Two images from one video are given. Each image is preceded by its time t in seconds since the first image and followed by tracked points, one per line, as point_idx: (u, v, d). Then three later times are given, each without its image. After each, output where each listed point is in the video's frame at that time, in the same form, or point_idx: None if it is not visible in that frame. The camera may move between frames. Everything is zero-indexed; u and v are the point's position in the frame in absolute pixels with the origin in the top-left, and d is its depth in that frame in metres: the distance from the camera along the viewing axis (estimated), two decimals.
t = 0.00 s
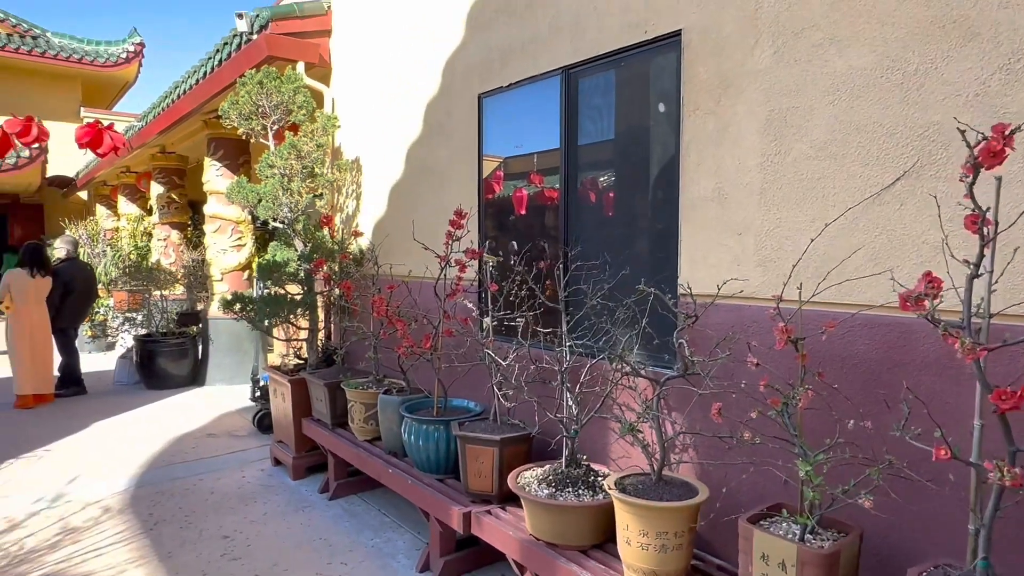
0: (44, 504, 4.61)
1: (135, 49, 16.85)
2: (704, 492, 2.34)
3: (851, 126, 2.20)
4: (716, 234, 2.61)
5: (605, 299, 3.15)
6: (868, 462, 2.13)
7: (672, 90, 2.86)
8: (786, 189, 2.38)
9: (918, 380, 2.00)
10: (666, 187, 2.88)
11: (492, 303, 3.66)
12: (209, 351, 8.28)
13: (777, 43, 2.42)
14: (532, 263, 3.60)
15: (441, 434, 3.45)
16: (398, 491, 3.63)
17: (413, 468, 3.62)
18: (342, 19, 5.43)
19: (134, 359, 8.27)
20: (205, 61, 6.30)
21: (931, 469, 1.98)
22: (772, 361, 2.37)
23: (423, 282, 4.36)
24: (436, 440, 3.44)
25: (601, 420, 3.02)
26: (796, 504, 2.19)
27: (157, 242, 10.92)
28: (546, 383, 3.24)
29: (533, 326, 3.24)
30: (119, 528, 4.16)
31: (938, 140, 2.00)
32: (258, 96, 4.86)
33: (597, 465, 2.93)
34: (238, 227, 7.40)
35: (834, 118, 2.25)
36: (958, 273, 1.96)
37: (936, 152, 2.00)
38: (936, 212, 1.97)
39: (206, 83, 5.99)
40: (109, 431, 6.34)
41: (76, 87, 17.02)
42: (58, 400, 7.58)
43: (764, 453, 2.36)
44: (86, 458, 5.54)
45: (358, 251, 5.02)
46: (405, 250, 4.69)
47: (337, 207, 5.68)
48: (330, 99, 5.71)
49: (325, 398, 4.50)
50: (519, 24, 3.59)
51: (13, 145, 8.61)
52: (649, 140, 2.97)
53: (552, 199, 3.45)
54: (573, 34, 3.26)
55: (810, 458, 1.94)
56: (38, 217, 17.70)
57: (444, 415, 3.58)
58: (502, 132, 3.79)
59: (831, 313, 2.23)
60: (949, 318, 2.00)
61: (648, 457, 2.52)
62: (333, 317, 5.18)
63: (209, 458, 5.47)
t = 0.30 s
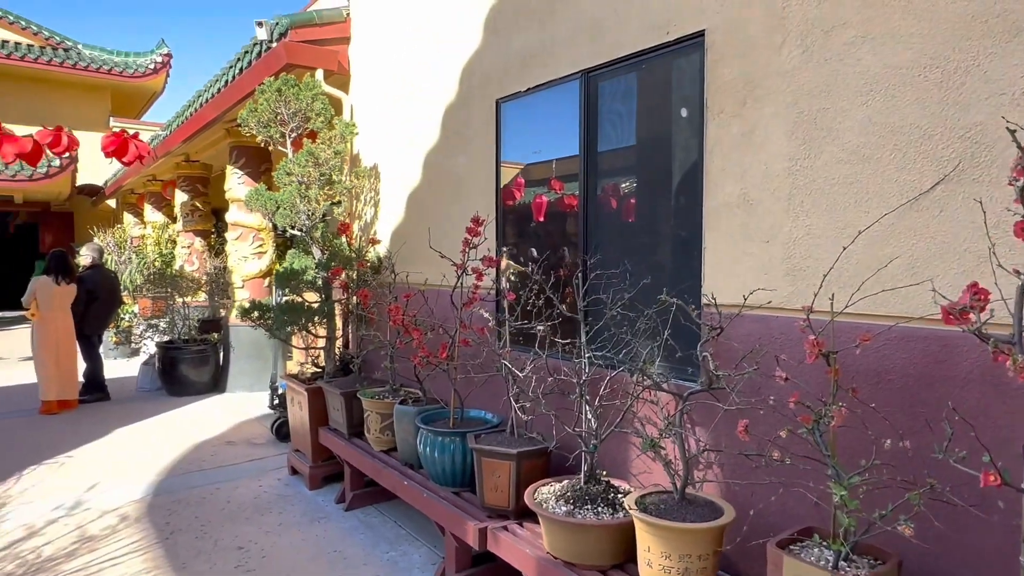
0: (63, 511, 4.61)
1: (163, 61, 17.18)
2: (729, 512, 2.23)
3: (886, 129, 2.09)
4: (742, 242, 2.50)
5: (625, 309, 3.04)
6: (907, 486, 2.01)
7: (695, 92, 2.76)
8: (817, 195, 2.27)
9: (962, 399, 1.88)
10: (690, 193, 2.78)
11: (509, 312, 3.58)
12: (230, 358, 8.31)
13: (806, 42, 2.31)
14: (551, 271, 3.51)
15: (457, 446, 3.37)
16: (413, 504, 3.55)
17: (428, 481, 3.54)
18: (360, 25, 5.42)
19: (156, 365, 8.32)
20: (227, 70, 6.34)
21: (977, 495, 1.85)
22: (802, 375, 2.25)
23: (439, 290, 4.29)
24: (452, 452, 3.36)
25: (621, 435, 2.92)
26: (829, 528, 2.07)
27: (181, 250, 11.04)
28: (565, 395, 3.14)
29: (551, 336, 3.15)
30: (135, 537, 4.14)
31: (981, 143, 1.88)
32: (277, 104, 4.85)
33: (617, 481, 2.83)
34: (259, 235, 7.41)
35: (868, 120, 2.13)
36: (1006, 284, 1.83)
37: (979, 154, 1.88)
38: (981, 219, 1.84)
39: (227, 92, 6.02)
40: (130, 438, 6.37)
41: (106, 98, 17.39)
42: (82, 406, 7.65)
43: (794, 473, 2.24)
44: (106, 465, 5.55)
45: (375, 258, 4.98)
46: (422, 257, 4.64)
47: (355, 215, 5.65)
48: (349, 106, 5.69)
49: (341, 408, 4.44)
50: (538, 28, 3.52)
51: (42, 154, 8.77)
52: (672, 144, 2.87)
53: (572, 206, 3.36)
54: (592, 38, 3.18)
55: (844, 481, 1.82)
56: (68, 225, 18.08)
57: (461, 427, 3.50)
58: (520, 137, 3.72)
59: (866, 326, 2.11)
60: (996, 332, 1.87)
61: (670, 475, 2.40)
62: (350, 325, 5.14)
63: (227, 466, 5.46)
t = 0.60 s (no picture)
0: (80, 517, 4.61)
1: (187, 70, 17.45)
2: (754, 529, 2.13)
3: (920, 127, 1.99)
4: (767, 246, 2.41)
5: (645, 316, 2.96)
6: (946, 505, 1.89)
7: (717, 93, 2.67)
8: (846, 198, 2.17)
9: (1005, 413, 1.77)
10: (712, 197, 2.69)
11: (526, 319, 3.51)
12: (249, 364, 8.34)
13: (834, 38, 2.22)
14: (569, 277, 3.43)
15: (472, 455, 3.30)
16: (428, 514, 3.48)
17: (443, 492, 3.47)
18: (378, 31, 5.41)
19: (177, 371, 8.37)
20: (246, 78, 6.38)
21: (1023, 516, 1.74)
22: (830, 386, 2.15)
23: (455, 297, 4.23)
24: (467, 462, 3.29)
25: (640, 447, 2.83)
26: (862, 548, 1.96)
27: (202, 256, 11.14)
28: (582, 405, 3.05)
29: (569, 344, 3.07)
30: (151, 544, 4.12)
31: None
32: (294, 110, 4.84)
33: (635, 493, 2.74)
34: (278, 241, 7.42)
35: (900, 118, 2.04)
36: None
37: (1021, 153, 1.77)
38: None
39: (247, 99, 6.05)
40: (149, 444, 6.39)
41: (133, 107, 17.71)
42: (103, 411, 7.72)
43: (823, 490, 2.13)
44: (124, 471, 5.57)
45: (391, 264, 4.94)
46: (438, 263, 4.59)
47: (372, 221, 5.64)
48: (366, 111, 5.69)
49: (356, 415, 4.40)
50: (555, 30, 3.47)
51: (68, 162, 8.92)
52: (692, 147, 2.79)
53: (590, 211, 3.29)
54: (610, 38, 3.11)
55: (878, 499, 1.72)
56: (94, 232, 18.38)
57: (476, 436, 3.43)
58: (538, 141, 3.65)
59: (899, 335, 2.01)
60: None
61: (692, 489, 2.30)
62: (366, 332, 5.11)
63: (244, 473, 5.44)
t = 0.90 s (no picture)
0: (95, 523, 4.60)
1: (208, 78, 17.63)
2: (785, 549, 2.02)
3: (961, 125, 1.89)
4: (795, 251, 2.31)
5: (667, 324, 2.86)
6: (994, 528, 1.78)
7: (743, 93, 2.58)
8: (880, 201, 2.07)
9: None
10: (738, 200, 2.60)
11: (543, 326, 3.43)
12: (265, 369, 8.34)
13: (868, 34, 2.12)
14: (588, 283, 3.34)
15: (488, 465, 3.22)
16: (443, 526, 3.40)
17: (459, 503, 3.38)
18: (394, 35, 5.38)
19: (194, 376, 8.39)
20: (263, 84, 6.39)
21: None
22: (866, 399, 2.04)
23: (471, 303, 4.16)
24: (484, 472, 3.21)
25: (663, 460, 2.73)
26: (903, 572, 1.86)
27: (220, 261, 11.22)
28: (602, 415, 2.96)
29: (588, 352, 2.98)
30: (164, 552, 4.09)
31: None
32: (310, 115, 4.82)
33: (658, 508, 2.64)
34: (295, 247, 7.40)
35: (939, 116, 1.93)
36: None
37: None
38: None
39: (263, 105, 6.05)
40: (165, 449, 6.39)
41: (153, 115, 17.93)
42: (121, 416, 7.74)
43: (860, 509, 2.02)
44: (140, 477, 5.56)
45: (407, 270, 4.88)
46: (454, 269, 4.53)
47: (387, 226, 5.59)
48: (382, 116, 5.66)
49: (371, 422, 4.34)
50: (574, 30, 3.39)
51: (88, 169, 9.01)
52: (716, 149, 2.70)
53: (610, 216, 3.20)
54: (631, 38, 3.03)
55: (921, 520, 1.62)
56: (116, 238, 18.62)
57: (493, 445, 3.35)
58: (556, 144, 3.58)
59: (940, 345, 1.90)
60: None
61: (718, 505, 2.20)
62: (382, 338, 5.05)
63: (259, 480, 5.41)
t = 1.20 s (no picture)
0: (106, 532, 4.53)
1: (224, 85, 17.71)
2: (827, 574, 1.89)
3: (1015, 120, 1.76)
4: (832, 255, 2.19)
5: (695, 332, 2.74)
6: None
7: (774, 90, 2.47)
8: (926, 202, 1.94)
9: None
10: (770, 202, 2.48)
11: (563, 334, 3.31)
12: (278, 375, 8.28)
13: (911, 25, 1.99)
14: (610, 289, 3.23)
15: (506, 478, 3.11)
16: (459, 539, 3.29)
17: (475, 516, 3.27)
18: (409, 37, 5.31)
19: (207, 382, 8.35)
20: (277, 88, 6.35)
21: None
22: (914, 414, 1.91)
23: (488, 309, 4.06)
24: (501, 484, 3.10)
25: (690, 475, 2.60)
26: None
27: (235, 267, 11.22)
28: (625, 426, 2.84)
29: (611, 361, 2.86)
30: (174, 563, 4.01)
31: None
32: (324, 118, 4.75)
33: (685, 525, 2.51)
34: (308, 252, 7.35)
35: (991, 111, 1.81)
36: None
37: None
38: None
39: (278, 109, 6.01)
40: (178, 456, 6.33)
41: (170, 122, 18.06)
42: (134, 422, 7.71)
43: (911, 533, 1.89)
44: (152, 484, 5.50)
45: (421, 275, 4.79)
46: (470, 275, 4.43)
47: (401, 231, 5.51)
48: (396, 120, 5.59)
49: (384, 431, 4.24)
50: (594, 28, 3.29)
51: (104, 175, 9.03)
52: (746, 149, 2.58)
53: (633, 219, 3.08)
54: (654, 35, 2.92)
55: (982, 547, 1.48)
56: (132, 244, 18.74)
57: (510, 457, 3.24)
58: (575, 146, 3.48)
59: (996, 357, 1.77)
60: None
61: (752, 525, 2.07)
62: (396, 345, 4.96)
63: (272, 489, 5.33)
